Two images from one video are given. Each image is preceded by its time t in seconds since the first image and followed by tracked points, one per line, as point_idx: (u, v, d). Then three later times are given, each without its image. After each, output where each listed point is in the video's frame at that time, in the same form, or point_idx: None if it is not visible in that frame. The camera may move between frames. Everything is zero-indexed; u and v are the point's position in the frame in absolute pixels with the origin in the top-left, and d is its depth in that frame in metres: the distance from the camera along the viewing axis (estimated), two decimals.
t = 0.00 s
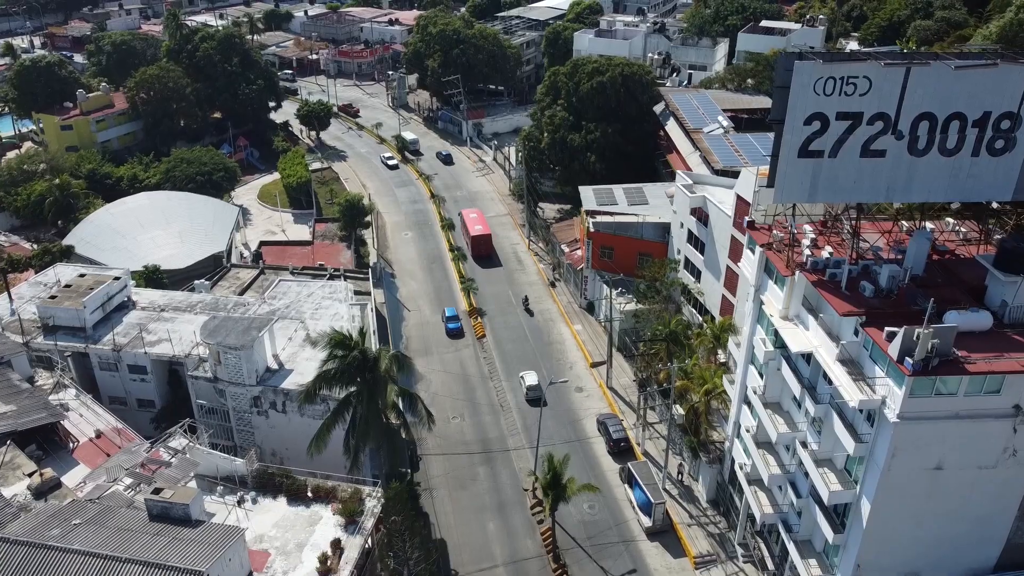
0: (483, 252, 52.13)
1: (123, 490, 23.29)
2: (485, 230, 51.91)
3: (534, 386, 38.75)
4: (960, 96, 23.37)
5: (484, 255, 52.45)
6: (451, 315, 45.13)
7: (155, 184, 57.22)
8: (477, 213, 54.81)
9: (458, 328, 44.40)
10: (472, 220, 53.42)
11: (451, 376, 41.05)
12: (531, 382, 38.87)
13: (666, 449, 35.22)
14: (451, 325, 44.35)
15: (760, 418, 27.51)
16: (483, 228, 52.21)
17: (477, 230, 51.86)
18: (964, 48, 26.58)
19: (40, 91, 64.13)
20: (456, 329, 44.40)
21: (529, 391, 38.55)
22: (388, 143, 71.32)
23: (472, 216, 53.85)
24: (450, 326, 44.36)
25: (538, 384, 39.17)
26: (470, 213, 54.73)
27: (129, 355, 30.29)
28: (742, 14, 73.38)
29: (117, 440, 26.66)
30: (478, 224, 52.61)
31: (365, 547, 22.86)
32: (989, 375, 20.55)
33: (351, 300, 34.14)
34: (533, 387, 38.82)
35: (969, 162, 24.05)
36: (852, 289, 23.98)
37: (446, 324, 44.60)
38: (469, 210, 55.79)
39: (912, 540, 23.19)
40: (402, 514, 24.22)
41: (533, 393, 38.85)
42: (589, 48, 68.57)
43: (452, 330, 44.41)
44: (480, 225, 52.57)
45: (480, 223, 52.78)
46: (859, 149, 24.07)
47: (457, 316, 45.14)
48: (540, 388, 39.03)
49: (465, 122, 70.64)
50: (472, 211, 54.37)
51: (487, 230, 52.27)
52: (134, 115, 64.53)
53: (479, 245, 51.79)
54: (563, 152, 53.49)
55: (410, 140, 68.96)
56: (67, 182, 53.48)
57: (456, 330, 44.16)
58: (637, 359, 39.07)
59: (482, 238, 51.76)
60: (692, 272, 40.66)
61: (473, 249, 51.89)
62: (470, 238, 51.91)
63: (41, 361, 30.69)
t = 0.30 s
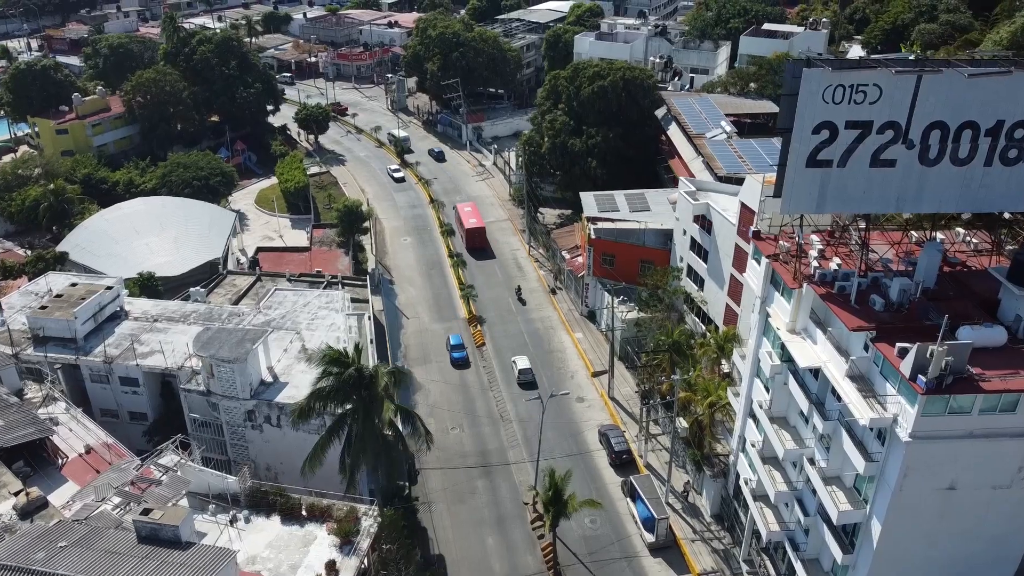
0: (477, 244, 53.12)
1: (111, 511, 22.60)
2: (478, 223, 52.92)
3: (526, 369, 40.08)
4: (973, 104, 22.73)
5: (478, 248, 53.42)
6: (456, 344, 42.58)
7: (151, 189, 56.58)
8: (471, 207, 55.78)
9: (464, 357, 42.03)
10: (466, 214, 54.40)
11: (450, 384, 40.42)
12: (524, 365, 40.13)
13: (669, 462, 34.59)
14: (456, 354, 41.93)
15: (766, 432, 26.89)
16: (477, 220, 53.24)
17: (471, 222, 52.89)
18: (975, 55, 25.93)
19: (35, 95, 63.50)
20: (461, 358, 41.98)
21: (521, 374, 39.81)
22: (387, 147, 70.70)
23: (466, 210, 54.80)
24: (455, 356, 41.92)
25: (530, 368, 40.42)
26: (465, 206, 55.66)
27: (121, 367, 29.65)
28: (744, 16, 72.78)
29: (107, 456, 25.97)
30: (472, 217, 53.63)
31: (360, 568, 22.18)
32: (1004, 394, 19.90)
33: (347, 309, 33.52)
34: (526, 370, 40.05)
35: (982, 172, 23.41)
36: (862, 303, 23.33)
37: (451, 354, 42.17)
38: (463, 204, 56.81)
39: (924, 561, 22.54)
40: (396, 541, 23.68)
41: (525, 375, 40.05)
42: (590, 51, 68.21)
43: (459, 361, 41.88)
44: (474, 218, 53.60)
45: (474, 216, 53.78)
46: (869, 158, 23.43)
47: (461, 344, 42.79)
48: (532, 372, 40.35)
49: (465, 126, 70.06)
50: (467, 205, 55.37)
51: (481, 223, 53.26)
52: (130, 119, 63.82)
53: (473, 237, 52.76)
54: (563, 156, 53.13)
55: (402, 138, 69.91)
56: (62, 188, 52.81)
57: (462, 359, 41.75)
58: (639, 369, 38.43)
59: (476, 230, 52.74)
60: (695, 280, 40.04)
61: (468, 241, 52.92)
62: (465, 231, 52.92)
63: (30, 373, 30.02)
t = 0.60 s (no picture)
0: (472, 239, 54.23)
1: (99, 533, 21.93)
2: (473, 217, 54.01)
3: (517, 355, 41.52)
4: (986, 114, 22.09)
5: (472, 242, 54.51)
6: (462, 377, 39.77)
7: (147, 196, 55.93)
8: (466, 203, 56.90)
9: (470, 392, 39.28)
10: (461, 209, 55.49)
11: (449, 395, 39.73)
12: (515, 351, 41.49)
13: (673, 476, 33.92)
14: (462, 389, 39.17)
15: (772, 449, 26.22)
16: (471, 216, 54.38)
17: (466, 218, 53.99)
18: (987, 64, 25.27)
19: (30, 100, 62.83)
20: (468, 393, 39.21)
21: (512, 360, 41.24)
22: (386, 152, 70.09)
23: (460, 205, 55.94)
24: (461, 390, 39.17)
25: (521, 355, 41.83)
26: (459, 202, 56.78)
27: (112, 381, 28.98)
28: (746, 21, 72.23)
29: (96, 474, 25.30)
30: (466, 213, 54.71)
31: None
32: (1021, 415, 19.26)
33: (344, 321, 32.85)
34: (517, 355, 41.49)
35: (994, 183, 22.76)
36: (872, 318, 22.68)
37: (456, 388, 39.36)
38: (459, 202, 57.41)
39: None
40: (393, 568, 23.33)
41: (517, 360, 41.52)
42: (591, 55, 67.90)
43: (464, 397, 39.09)
44: (469, 214, 54.71)
45: (469, 211, 54.92)
46: (879, 169, 22.78)
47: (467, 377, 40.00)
48: (522, 358, 41.74)
49: (464, 131, 69.49)
50: (461, 201, 56.51)
51: (475, 218, 54.38)
52: (126, 124, 62.75)
53: (467, 232, 53.82)
54: (564, 162, 52.33)
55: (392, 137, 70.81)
56: (57, 194, 52.10)
57: (469, 394, 38.95)
58: (641, 381, 37.75)
59: (471, 225, 53.86)
60: (699, 289, 39.32)
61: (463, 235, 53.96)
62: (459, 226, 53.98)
63: (19, 388, 29.31)
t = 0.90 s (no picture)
0: (467, 235, 55.26)
1: (85, 558, 21.25)
2: (467, 214, 55.09)
3: (509, 344, 42.88)
4: (1000, 125, 21.42)
5: (467, 238, 55.56)
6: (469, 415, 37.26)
7: (143, 204, 55.27)
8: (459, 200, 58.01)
9: (477, 432, 36.79)
10: (455, 206, 56.55)
11: (448, 408, 39.04)
12: (507, 340, 42.85)
13: (676, 492, 33.23)
14: (469, 429, 36.67)
15: (779, 468, 25.55)
16: (465, 212, 55.39)
17: (460, 214, 55.04)
18: (1000, 74, 24.62)
19: (26, 105, 62.18)
20: (475, 433, 36.73)
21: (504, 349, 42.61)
22: (385, 158, 69.46)
23: (455, 202, 57.01)
24: (468, 430, 36.69)
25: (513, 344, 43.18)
26: (453, 199, 57.84)
27: (102, 397, 28.28)
28: (748, 26, 71.67)
29: (85, 494, 24.65)
30: (460, 208, 55.79)
31: None
32: None
33: (340, 334, 32.14)
34: (509, 345, 42.82)
35: (1009, 197, 22.08)
36: (883, 336, 22.00)
37: (463, 427, 36.87)
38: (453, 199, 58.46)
39: None
40: None
41: (508, 350, 42.87)
42: (591, 61, 67.27)
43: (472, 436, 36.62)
44: (463, 210, 55.74)
45: (463, 207, 55.93)
46: (890, 182, 22.12)
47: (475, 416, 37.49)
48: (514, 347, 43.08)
49: (464, 136, 68.91)
50: (455, 198, 57.60)
51: (469, 214, 55.42)
52: (123, 130, 62.20)
53: (462, 227, 54.89)
54: (565, 170, 51.58)
55: (382, 137, 71.56)
56: (51, 201, 51.40)
57: (475, 433, 36.55)
58: (644, 394, 37.06)
59: (466, 221, 54.91)
60: (702, 301, 38.47)
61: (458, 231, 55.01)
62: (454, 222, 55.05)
63: (7, 404, 28.61)
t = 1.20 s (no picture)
0: (461, 232, 56.15)
1: None
2: (461, 211, 56.03)
3: (502, 334, 44.13)
4: (1017, 138, 20.74)
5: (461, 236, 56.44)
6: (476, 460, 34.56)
7: (138, 213, 54.61)
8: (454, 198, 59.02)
9: (485, 478, 34.11)
10: (449, 204, 57.54)
11: (447, 422, 38.35)
12: (500, 330, 44.15)
13: (680, 510, 32.51)
14: (476, 475, 34.01)
15: (787, 489, 24.85)
16: (459, 210, 56.34)
17: (455, 212, 55.96)
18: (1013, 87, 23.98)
19: (21, 113, 61.67)
20: (482, 480, 34.03)
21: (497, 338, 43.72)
22: (384, 166, 68.87)
23: (449, 201, 58.03)
24: (474, 477, 34.02)
25: (506, 335, 44.33)
26: (447, 198, 58.81)
27: (92, 415, 27.55)
28: (749, 32, 71.09)
29: (72, 516, 23.95)
30: (455, 207, 56.80)
31: None
32: None
33: (336, 348, 31.47)
34: (502, 334, 44.07)
35: None
36: (896, 355, 21.30)
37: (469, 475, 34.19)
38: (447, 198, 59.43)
39: None
40: None
41: (501, 339, 44.08)
42: (592, 67, 67.26)
43: (478, 484, 33.95)
44: (457, 208, 56.72)
45: (457, 205, 56.92)
46: (902, 197, 21.45)
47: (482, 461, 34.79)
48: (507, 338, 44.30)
49: (463, 144, 68.31)
50: (450, 197, 58.63)
51: (463, 212, 56.38)
52: (119, 138, 61.65)
53: (456, 225, 55.80)
54: (565, 179, 51.05)
55: (371, 138, 72.02)
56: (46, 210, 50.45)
57: (483, 480, 33.86)
58: (647, 409, 36.38)
59: (460, 219, 55.84)
60: (706, 313, 37.75)
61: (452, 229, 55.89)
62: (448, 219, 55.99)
63: None
